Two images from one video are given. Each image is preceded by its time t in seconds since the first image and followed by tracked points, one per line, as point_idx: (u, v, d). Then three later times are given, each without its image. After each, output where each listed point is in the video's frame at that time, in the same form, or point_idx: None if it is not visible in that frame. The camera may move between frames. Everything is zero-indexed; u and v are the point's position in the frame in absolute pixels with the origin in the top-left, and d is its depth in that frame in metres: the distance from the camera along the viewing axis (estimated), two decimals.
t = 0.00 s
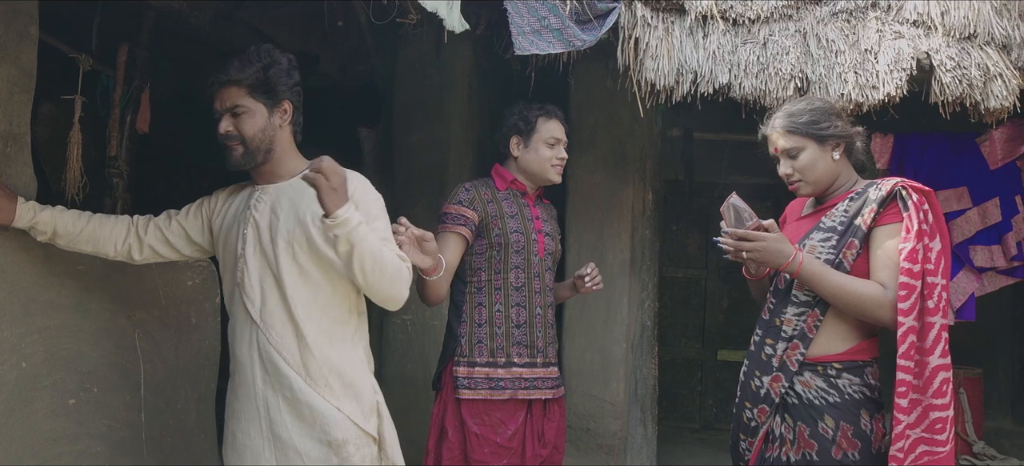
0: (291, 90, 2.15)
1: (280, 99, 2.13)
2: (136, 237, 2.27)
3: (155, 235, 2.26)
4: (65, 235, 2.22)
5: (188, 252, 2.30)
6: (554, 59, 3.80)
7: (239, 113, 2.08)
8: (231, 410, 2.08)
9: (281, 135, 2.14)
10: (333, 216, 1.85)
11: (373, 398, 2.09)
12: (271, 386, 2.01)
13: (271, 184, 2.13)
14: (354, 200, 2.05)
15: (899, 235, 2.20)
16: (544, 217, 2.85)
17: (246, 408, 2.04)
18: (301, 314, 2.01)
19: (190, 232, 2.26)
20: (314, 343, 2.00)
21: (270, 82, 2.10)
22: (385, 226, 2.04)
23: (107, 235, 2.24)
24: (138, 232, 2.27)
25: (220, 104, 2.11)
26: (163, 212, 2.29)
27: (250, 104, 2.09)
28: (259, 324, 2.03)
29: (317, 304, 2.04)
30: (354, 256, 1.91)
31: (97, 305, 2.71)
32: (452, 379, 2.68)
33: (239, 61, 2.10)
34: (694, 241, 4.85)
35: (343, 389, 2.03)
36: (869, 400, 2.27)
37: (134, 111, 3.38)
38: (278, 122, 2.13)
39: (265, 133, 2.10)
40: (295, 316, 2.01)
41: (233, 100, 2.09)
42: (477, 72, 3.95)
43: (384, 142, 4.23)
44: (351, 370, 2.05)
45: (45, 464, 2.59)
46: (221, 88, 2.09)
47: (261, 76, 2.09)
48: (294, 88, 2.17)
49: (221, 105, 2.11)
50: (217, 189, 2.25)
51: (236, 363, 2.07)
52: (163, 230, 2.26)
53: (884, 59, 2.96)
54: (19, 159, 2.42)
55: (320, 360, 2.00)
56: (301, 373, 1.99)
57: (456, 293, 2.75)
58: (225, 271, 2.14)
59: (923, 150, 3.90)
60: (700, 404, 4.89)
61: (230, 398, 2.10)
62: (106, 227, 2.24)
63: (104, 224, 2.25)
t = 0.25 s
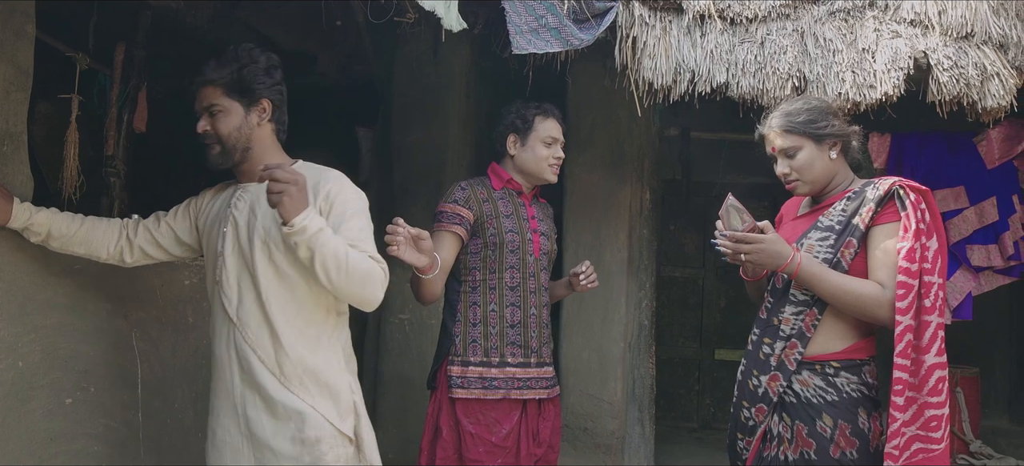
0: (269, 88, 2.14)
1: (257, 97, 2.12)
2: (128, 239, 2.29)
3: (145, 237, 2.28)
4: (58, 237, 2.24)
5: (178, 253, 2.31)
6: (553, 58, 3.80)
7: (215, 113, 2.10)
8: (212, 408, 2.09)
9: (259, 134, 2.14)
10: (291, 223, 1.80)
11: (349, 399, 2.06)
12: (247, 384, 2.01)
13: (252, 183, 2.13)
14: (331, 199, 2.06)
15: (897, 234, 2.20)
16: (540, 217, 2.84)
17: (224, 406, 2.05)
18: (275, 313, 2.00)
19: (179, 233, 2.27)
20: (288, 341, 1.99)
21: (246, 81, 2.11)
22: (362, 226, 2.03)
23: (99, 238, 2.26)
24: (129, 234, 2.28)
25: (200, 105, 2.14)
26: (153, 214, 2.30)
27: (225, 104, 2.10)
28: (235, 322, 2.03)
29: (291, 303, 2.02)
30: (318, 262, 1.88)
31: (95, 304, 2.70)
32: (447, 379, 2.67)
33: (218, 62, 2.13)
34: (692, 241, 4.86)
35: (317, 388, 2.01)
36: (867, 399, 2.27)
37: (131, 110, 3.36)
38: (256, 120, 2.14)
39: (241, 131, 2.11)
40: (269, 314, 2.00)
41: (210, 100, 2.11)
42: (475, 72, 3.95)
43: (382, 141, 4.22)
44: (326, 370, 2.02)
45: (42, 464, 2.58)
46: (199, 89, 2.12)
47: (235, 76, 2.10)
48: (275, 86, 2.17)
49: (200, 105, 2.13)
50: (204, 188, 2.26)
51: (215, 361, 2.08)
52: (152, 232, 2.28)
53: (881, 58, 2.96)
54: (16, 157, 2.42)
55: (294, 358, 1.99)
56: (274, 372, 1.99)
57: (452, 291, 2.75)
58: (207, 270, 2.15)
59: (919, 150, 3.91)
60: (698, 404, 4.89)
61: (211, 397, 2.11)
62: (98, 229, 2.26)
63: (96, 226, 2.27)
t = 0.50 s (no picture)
0: (248, 88, 2.13)
1: (235, 97, 2.11)
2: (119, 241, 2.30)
3: (135, 239, 2.30)
4: (51, 239, 2.25)
5: (168, 253, 2.33)
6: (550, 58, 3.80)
7: (194, 114, 2.12)
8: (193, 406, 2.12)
9: (238, 133, 2.15)
10: (248, 229, 1.82)
11: (323, 401, 2.06)
12: (222, 383, 2.03)
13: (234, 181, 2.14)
14: (308, 194, 2.06)
15: (896, 233, 2.20)
16: (535, 217, 2.84)
17: (202, 405, 2.08)
18: (248, 313, 2.01)
19: (169, 233, 2.28)
20: (263, 344, 2.00)
21: (221, 81, 2.10)
22: (337, 222, 2.03)
23: (91, 240, 2.27)
24: (119, 236, 2.30)
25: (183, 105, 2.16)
26: (143, 215, 2.32)
27: (202, 105, 2.11)
28: (212, 321, 2.05)
29: (265, 303, 2.03)
30: (280, 263, 1.89)
31: (91, 304, 2.70)
32: (441, 378, 2.67)
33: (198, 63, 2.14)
34: (689, 241, 4.87)
35: (289, 389, 2.01)
36: (865, 397, 2.28)
37: (128, 110, 3.35)
38: (234, 120, 2.13)
39: (218, 132, 2.12)
40: (242, 315, 2.01)
41: (189, 101, 2.13)
42: (472, 71, 3.95)
43: (379, 141, 4.22)
44: (300, 373, 2.03)
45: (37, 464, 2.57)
46: (179, 89, 2.14)
47: (212, 77, 2.10)
48: (254, 85, 2.15)
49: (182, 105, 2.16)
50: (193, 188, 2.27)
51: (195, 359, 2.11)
52: (142, 233, 2.29)
53: (878, 57, 2.96)
54: (11, 157, 2.41)
55: (268, 361, 2.00)
56: (247, 372, 2.00)
57: (446, 291, 2.75)
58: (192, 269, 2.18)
59: (916, 150, 3.92)
60: (695, 403, 4.89)
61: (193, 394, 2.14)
62: (90, 231, 2.28)
63: (88, 228, 2.28)
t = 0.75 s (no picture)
0: (230, 85, 2.14)
1: (216, 95, 2.13)
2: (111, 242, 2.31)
3: (127, 239, 2.30)
4: (43, 241, 2.25)
5: (160, 254, 2.32)
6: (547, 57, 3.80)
7: (177, 111, 2.15)
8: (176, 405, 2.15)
9: (220, 130, 2.16)
10: (207, 236, 1.83)
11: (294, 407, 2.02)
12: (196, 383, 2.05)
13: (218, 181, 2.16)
14: (286, 191, 2.05)
15: (894, 232, 2.21)
16: (532, 217, 2.84)
17: (181, 404, 2.10)
18: (220, 315, 2.02)
19: (161, 234, 2.28)
20: (231, 345, 2.00)
21: (201, 78, 2.12)
22: (312, 216, 2.01)
23: (84, 242, 2.28)
24: (112, 237, 2.30)
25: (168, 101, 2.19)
26: (134, 216, 2.32)
27: (184, 102, 2.13)
28: (189, 321, 2.08)
29: (239, 304, 2.03)
30: (244, 267, 1.87)
31: (86, 303, 2.70)
32: (436, 376, 2.67)
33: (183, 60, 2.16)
34: (686, 240, 4.87)
35: (259, 392, 2.00)
36: (862, 396, 2.28)
37: (123, 109, 3.34)
38: (215, 117, 2.15)
39: (199, 129, 2.14)
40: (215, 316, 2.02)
41: (173, 98, 2.16)
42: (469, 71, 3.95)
43: (375, 140, 4.21)
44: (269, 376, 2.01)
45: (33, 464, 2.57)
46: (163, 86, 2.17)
47: (194, 75, 2.12)
48: (237, 83, 2.16)
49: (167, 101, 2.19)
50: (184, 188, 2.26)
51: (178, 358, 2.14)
52: (134, 234, 2.30)
53: (874, 57, 2.97)
54: (6, 156, 2.41)
55: (237, 362, 2.00)
56: (219, 373, 2.01)
57: (442, 291, 2.75)
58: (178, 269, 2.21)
59: (912, 149, 3.92)
60: (692, 403, 4.89)
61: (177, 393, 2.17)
62: (83, 233, 2.28)
63: (81, 230, 2.29)
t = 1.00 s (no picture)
0: (215, 76, 2.05)
1: (201, 85, 2.04)
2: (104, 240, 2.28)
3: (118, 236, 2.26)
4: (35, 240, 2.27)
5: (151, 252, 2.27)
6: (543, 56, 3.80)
7: (162, 102, 2.08)
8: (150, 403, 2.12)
9: (203, 122, 2.07)
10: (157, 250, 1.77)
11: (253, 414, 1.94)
12: (162, 383, 2.01)
13: (198, 175, 2.11)
14: (257, 186, 1.97)
15: (890, 230, 2.21)
16: (529, 217, 2.84)
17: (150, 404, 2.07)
18: (184, 315, 1.97)
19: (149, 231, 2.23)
20: (193, 346, 1.95)
21: (186, 68, 2.04)
22: (285, 213, 1.93)
23: (76, 239, 2.27)
24: (104, 235, 2.28)
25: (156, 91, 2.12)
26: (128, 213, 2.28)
27: (169, 92, 2.06)
28: (159, 319, 2.04)
29: (204, 304, 1.97)
30: (202, 278, 1.81)
31: (81, 302, 2.69)
32: (434, 374, 2.67)
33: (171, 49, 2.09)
34: (683, 240, 4.88)
35: (218, 396, 1.94)
36: (859, 395, 2.28)
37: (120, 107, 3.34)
38: (199, 108, 2.06)
39: (182, 121, 2.06)
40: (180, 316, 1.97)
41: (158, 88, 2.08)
42: (466, 70, 3.95)
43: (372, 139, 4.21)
44: (229, 380, 1.95)
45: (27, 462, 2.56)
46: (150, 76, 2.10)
47: (180, 64, 2.04)
48: (225, 73, 2.07)
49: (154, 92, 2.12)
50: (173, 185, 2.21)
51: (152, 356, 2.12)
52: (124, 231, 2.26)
53: (871, 56, 2.97)
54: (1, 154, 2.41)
55: (198, 364, 1.95)
56: (181, 374, 1.96)
57: (440, 289, 2.75)
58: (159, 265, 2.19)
59: (909, 148, 3.92)
60: (689, 402, 4.89)
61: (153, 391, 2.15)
62: (75, 231, 2.28)
63: (74, 228, 2.29)
